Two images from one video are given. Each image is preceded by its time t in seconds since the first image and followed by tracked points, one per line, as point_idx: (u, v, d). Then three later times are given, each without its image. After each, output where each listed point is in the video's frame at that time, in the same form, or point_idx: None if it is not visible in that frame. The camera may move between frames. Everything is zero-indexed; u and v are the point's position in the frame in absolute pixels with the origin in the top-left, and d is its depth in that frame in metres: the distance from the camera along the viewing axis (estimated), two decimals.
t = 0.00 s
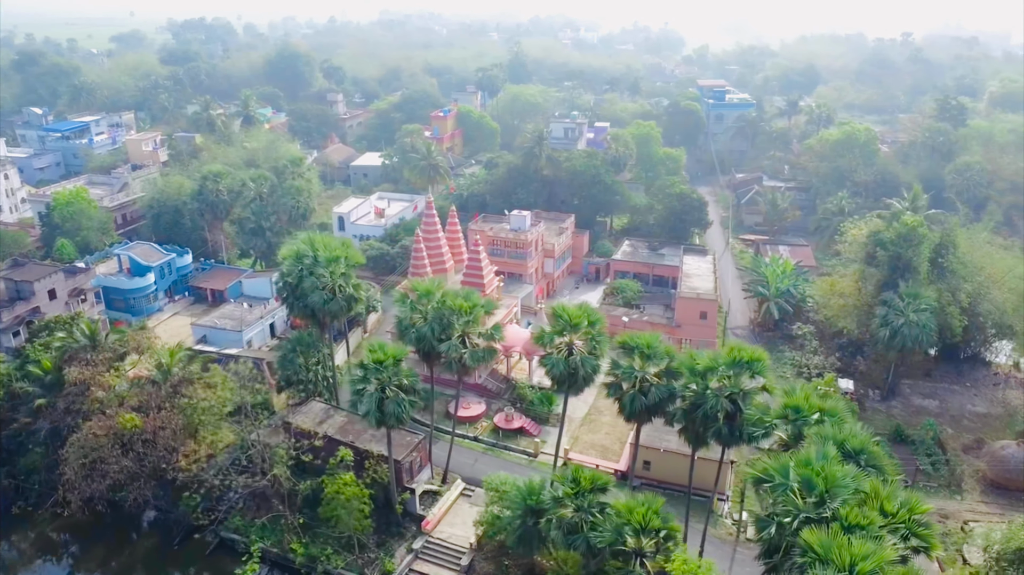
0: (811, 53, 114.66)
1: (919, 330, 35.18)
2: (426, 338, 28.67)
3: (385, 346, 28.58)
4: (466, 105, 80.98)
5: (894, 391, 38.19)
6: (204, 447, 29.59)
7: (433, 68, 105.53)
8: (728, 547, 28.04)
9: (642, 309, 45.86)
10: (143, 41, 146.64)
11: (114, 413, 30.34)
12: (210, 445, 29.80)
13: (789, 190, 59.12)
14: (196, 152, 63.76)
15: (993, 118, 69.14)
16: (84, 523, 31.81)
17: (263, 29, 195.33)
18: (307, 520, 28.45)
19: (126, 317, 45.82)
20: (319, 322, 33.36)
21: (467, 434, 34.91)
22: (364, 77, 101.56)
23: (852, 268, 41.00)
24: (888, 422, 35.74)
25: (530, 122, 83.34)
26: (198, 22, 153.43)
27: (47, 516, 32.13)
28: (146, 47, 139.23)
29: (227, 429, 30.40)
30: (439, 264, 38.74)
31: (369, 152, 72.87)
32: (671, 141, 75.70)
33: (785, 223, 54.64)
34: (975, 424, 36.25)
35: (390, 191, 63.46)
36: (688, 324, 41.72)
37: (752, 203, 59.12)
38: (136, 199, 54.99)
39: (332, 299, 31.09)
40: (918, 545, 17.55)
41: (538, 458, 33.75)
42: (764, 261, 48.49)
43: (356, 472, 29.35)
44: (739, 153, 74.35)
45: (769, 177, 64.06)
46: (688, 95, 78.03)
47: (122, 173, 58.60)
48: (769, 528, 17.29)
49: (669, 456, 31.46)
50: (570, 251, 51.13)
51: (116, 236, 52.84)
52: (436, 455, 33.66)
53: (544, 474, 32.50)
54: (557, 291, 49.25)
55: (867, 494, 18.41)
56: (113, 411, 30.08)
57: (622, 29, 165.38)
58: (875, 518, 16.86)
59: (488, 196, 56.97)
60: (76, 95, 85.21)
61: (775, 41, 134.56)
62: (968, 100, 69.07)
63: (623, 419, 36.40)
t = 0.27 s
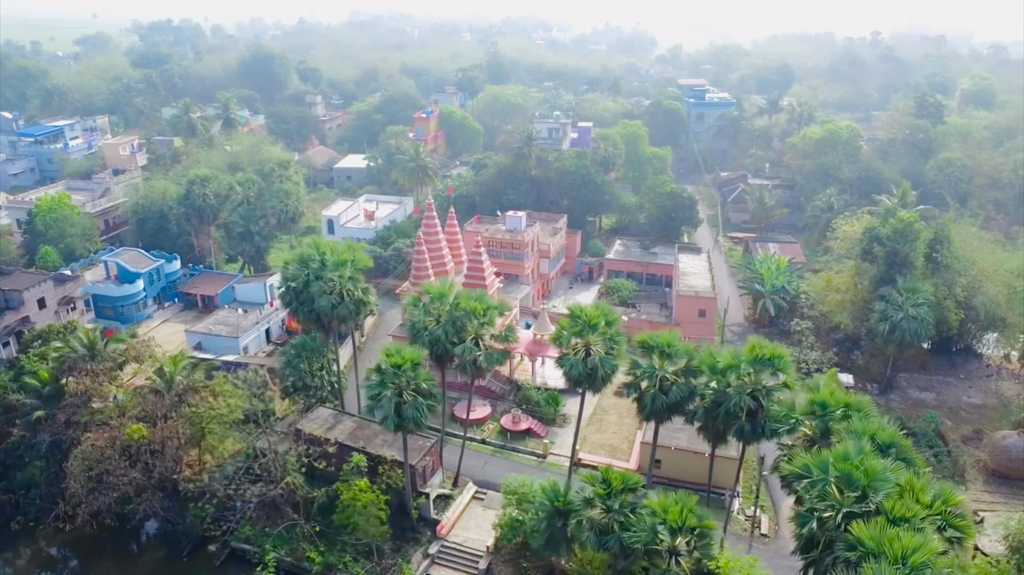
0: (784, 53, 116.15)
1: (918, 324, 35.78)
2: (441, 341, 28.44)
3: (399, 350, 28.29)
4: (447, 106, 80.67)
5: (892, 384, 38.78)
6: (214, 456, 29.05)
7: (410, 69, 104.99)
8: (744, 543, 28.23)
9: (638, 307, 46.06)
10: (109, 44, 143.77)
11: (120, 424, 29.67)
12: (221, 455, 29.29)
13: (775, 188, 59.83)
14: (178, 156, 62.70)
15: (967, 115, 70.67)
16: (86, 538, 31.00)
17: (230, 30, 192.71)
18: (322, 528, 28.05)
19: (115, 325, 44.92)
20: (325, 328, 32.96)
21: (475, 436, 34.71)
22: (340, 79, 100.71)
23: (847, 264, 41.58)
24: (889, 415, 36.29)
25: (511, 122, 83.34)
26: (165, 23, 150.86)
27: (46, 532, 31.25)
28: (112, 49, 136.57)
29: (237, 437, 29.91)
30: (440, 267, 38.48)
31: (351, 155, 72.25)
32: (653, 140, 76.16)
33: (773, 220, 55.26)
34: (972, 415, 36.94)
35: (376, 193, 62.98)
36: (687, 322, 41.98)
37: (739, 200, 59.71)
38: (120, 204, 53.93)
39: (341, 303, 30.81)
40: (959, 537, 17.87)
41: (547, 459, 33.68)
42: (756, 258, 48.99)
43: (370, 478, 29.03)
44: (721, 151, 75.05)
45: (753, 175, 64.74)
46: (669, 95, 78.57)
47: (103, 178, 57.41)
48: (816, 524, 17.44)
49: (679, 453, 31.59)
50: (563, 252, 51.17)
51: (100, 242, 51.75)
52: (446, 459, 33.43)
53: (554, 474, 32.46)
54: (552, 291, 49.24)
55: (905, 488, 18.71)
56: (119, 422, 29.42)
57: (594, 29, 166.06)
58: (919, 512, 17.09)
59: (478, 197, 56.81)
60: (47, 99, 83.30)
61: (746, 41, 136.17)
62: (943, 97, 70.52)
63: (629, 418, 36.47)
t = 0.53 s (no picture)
0: (758, 52, 117.39)
1: (916, 319, 36.32)
2: (454, 344, 28.26)
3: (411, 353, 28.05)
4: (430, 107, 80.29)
5: (888, 378, 39.32)
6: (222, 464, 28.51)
7: (388, 71, 104.37)
8: (757, 538, 28.43)
9: (634, 307, 46.19)
10: (75, 46, 140.87)
11: (124, 434, 29.05)
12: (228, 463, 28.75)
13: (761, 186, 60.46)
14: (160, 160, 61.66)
15: (943, 113, 72.01)
16: (89, 550, 30.28)
17: (199, 32, 190.05)
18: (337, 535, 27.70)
19: (104, 332, 44.06)
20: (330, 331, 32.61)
21: (481, 439, 34.58)
22: (318, 80, 99.78)
23: (841, 261, 42.09)
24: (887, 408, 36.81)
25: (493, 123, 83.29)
26: (133, 26, 148.30)
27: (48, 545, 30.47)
28: (79, 52, 133.97)
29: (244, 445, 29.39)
30: (440, 269, 38.26)
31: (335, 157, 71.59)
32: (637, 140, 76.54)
33: (761, 218, 55.80)
34: (968, 407, 37.57)
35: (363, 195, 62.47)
36: (686, 320, 42.21)
37: (726, 199, 60.25)
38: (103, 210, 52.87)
39: (348, 306, 30.47)
40: (992, 527, 18.18)
41: (555, 460, 33.65)
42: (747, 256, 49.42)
43: (383, 483, 28.73)
44: (704, 150, 75.63)
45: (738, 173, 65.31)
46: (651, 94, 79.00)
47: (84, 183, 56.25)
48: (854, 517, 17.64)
49: (689, 451, 31.68)
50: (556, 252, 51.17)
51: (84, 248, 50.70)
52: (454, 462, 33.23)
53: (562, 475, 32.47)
54: (547, 292, 49.22)
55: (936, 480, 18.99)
56: (123, 433, 28.79)
57: (568, 30, 166.52)
58: (957, 503, 17.35)
59: (468, 198, 56.58)
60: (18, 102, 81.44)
61: (720, 41, 137.53)
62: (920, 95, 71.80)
63: (633, 417, 36.55)
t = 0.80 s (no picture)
0: (731, 52, 118.61)
1: (913, 313, 36.90)
2: (468, 346, 28.05)
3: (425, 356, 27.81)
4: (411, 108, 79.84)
5: (884, 371, 39.91)
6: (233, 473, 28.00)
7: (364, 72, 103.62)
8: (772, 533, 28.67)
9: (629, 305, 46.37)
10: (39, 48, 137.77)
11: (131, 445, 28.42)
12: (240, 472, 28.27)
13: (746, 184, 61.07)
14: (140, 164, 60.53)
15: (919, 110, 73.39)
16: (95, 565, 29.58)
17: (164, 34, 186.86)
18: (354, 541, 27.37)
19: (92, 341, 43.14)
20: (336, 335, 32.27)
21: (489, 441, 34.43)
22: (294, 82, 98.71)
23: (834, 257, 42.66)
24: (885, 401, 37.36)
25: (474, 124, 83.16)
26: (98, 27, 145.45)
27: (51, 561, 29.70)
28: (43, 55, 130.99)
29: (255, 453, 28.90)
30: (441, 271, 38.06)
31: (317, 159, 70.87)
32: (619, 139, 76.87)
33: (748, 215, 56.34)
34: (963, 398, 38.25)
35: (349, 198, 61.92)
36: (684, 318, 42.50)
37: (712, 197, 60.78)
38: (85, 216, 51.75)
39: (357, 310, 30.17)
40: None
41: (564, 460, 33.59)
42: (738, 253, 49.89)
43: (398, 488, 28.43)
44: (685, 149, 76.20)
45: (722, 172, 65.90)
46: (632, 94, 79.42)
47: (64, 188, 55.01)
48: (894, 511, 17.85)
49: (700, 449, 31.80)
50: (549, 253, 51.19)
51: (67, 255, 49.57)
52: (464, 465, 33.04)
53: (573, 476, 32.43)
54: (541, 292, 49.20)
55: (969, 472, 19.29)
56: (130, 444, 28.12)
57: (539, 30, 166.80)
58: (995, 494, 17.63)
59: (457, 200, 56.34)
60: None
61: (692, 40, 138.78)
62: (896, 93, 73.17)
63: (638, 416, 36.67)
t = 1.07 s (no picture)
0: (705, 52, 119.70)
1: (909, 307, 37.50)
2: (484, 348, 27.81)
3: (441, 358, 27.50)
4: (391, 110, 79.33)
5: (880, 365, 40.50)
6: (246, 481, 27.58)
7: (341, 74, 102.76)
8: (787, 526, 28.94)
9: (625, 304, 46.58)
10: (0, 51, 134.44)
11: (139, 456, 27.75)
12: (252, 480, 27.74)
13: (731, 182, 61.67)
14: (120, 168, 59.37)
15: (894, 108, 74.75)
16: None
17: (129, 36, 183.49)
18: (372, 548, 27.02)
19: (82, 349, 42.21)
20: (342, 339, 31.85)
21: (497, 442, 34.25)
22: (269, 84, 97.55)
23: (828, 253, 43.23)
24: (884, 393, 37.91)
25: (455, 124, 82.89)
26: (62, 29, 142.36)
27: None
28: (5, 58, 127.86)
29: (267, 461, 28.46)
30: (441, 273, 37.87)
31: (299, 162, 70.14)
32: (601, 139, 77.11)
33: (735, 213, 56.93)
34: (958, 389, 38.93)
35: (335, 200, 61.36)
36: (682, 315, 42.80)
37: (699, 195, 61.23)
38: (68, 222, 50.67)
39: (366, 313, 29.79)
40: None
41: (573, 461, 33.51)
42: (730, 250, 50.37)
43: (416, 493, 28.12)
44: (667, 148, 76.74)
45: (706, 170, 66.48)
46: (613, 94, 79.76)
47: (44, 194, 53.76)
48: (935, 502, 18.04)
49: (711, 446, 31.91)
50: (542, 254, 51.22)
51: (50, 262, 48.43)
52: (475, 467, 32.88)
53: (584, 476, 32.37)
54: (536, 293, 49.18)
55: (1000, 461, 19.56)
56: (138, 454, 27.45)
57: (512, 31, 166.83)
58: None
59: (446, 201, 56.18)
60: None
61: (665, 40, 139.79)
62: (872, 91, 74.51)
63: (643, 415, 36.79)
